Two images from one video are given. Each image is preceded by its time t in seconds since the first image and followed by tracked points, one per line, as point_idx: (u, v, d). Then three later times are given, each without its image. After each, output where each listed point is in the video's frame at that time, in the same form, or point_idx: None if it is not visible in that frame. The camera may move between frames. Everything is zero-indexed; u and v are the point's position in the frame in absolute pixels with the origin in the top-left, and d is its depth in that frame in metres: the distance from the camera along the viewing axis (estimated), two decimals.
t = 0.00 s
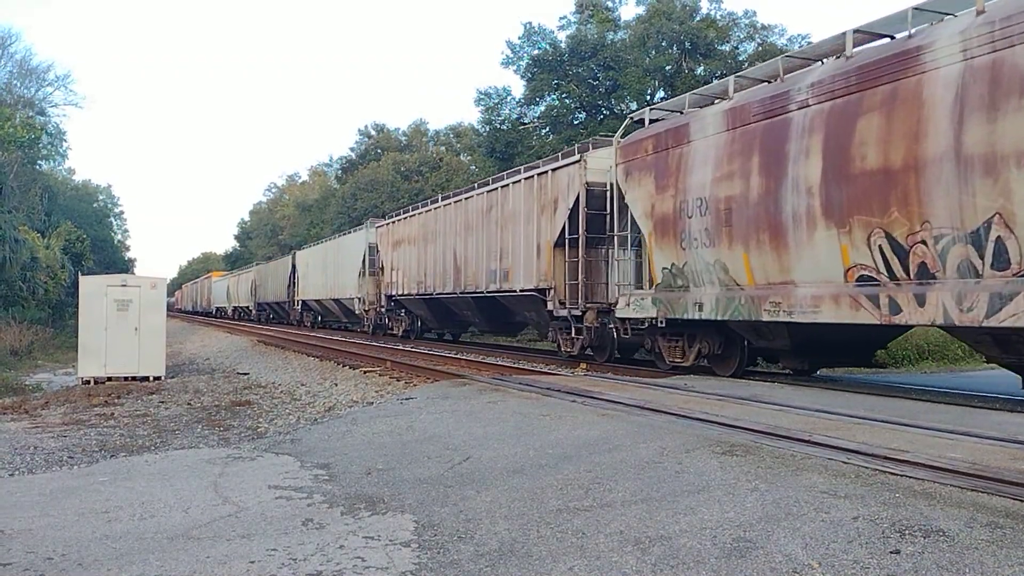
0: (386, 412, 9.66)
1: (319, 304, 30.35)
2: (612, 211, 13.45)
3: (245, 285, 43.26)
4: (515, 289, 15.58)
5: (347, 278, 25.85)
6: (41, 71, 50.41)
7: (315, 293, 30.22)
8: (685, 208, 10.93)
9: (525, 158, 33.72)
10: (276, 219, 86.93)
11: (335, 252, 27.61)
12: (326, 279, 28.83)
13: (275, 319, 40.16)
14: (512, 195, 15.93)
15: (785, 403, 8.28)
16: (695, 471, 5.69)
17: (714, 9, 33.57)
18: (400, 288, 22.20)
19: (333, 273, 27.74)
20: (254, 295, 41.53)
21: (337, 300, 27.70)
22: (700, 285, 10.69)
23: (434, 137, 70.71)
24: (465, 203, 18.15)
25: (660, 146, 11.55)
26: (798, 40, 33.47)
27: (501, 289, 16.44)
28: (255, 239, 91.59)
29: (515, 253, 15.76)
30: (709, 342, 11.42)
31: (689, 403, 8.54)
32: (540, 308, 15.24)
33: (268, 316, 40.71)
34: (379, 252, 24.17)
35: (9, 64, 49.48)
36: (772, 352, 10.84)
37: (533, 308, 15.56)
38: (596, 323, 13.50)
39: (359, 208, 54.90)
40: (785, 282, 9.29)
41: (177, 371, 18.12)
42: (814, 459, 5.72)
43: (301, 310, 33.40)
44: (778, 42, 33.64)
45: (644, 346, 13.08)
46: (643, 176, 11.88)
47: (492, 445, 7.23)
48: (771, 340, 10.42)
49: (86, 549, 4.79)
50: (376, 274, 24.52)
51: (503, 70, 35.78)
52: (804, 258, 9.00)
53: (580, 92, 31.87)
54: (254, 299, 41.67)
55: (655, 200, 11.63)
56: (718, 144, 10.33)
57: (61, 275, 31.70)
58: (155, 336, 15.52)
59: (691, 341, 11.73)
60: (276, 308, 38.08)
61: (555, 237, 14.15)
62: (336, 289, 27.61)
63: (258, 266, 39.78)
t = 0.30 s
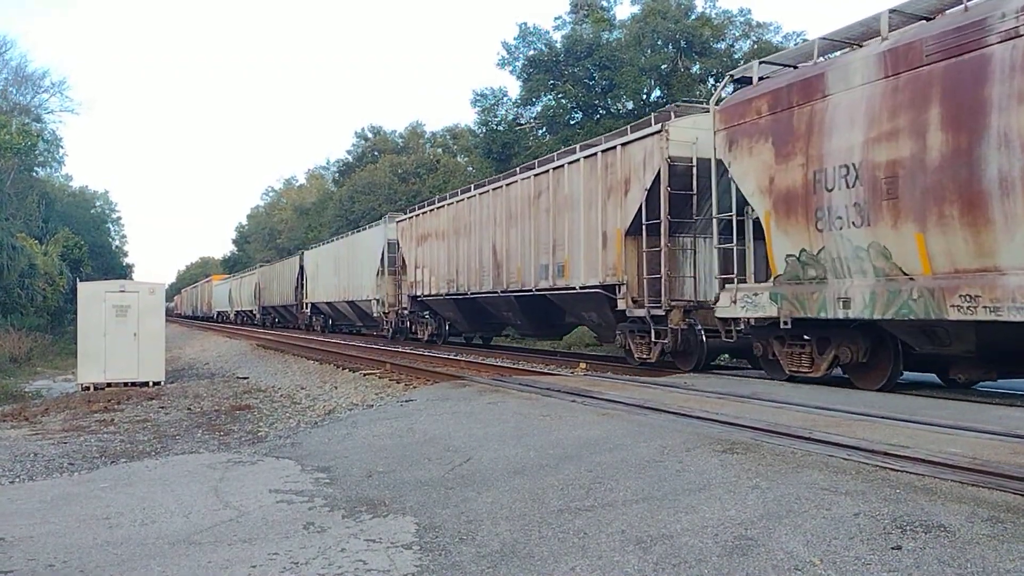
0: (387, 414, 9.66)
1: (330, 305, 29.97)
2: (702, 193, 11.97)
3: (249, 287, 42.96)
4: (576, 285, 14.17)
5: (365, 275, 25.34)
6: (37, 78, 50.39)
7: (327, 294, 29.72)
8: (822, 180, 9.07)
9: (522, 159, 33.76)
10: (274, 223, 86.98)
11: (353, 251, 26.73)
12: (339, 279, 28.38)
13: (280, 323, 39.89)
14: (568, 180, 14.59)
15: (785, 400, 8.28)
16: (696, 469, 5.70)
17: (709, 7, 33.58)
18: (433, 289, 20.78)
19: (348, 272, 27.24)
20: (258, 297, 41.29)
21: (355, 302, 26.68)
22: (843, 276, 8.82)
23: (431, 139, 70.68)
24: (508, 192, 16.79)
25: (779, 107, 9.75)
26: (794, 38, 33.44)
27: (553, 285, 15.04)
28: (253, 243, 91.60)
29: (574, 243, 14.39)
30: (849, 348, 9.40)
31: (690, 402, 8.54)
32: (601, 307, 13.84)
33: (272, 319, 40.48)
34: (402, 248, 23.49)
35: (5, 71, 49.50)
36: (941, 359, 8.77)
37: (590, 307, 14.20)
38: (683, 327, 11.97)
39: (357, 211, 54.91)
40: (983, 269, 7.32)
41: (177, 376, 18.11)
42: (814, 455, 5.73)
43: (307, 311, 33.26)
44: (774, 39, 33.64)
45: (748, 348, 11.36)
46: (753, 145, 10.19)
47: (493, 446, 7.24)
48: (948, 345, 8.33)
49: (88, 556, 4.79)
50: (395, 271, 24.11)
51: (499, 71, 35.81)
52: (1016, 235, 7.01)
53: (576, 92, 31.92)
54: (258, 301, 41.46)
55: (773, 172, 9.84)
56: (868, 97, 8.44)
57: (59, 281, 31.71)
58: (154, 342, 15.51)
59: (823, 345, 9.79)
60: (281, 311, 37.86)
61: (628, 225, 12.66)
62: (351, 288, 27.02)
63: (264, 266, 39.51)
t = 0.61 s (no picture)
0: (382, 426, 9.65)
1: (339, 315, 28.54)
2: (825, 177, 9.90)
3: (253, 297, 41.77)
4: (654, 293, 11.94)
5: (379, 282, 23.40)
6: (33, 89, 50.45)
7: (338, 302, 28.22)
8: None
9: (517, 170, 33.81)
10: (270, 234, 86.99)
11: (368, 256, 24.84)
12: (351, 287, 26.68)
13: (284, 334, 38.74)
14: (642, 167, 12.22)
15: (782, 412, 8.27)
16: (692, 481, 5.69)
17: (703, 20, 33.76)
18: (464, 297, 18.57)
19: (362, 279, 25.51)
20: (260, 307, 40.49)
21: (369, 311, 24.71)
22: None
23: (427, 150, 70.76)
24: (561, 186, 14.61)
25: (967, 58, 7.67)
26: (788, 51, 33.62)
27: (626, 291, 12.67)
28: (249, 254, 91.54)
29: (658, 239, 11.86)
30: None
31: (686, 414, 8.53)
32: (684, 318, 11.63)
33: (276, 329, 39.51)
34: (424, 252, 21.42)
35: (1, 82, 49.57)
36: None
37: (667, 317, 12.05)
38: (809, 341, 9.56)
39: (352, 222, 54.93)
40: None
41: (172, 387, 18.06)
42: (809, 468, 5.72)
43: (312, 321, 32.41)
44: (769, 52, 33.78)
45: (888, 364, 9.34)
46: (919, 111, 8.15)
47: (489, 458, 7.22)
48: None
49: (80, 569, 4.76)
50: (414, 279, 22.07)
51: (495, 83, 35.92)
52: None
53: (572, 104, 32.03)
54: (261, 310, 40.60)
55: (960, 144, 7.70)
56: None
57: (54, 291, 31.67)
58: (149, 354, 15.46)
59: None
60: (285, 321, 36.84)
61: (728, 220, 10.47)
62: (364, 296, 25.26)
63: (269, 274, 38.32)
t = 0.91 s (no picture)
0: (383, 428, 9.64)
1: (356, 317, 26.94)
2: None
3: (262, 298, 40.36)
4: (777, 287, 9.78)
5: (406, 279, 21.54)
6: (33, 91, 50.45)
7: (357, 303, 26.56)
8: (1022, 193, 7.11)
9: (517, 172, 33.83)
10: (270, 236, 87.08)
11: (393, 251, 23.02)
12: (373, 285, 24.86)
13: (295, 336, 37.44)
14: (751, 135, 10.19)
15: (782, 414, 8.26)
16: (693, 483, 5.68)
17: (703, 22, 33.80)
18: (509, 297, 16.34)
19: (385, 277, 23.69)
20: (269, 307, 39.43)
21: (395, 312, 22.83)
22: None
23: (428, 152, 70.78)
24: (642, 162, 12.37)
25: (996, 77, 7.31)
26: (789, 52, 33.65)
27: (737, 283, 10.43)
28: (249, 256, 91.62)
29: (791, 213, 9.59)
30: None
31: (686, 416, 8.52)
32: (819, 315, 9.51)
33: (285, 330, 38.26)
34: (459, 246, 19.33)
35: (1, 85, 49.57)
36: None
37: (794, 317, 9.94)
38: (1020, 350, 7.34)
39: (353, 224, 55.01)
40: None
41: (172, 389, 18.07)
42: (810, 469, 5.71)
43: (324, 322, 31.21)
44: (769, 54, 33.81)
45: None
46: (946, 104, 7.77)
47: (490, 460, 7.21)
48: None
49: (81, 571, 4.75)
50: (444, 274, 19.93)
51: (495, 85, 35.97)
52: None
53: (572, 106, 32.06)
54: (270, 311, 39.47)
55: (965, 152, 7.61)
56: None
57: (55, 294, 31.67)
58: (150, 356, 15.46)
59: None
60: (295, 321, 35.61)
61: (896, 192, 8.27)
62: (387, 296, 23.45)
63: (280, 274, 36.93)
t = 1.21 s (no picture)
0: (383, 423, 9.65)
1: (375, 312, 24.82)
2: None
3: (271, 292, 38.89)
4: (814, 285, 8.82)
5: (437, 270, 19.37)
6: (34, 85, 50.34)
7: (376, 296, 24.48)
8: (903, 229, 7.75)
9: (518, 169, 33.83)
10: (271, 232, 87.12)
11: (421, 239, 20.95)
12: (398, 277, 22.77)
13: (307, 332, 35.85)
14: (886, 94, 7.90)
15: (782, 412, 8.26)
16: (693, 479, 5.69)
17: (705, 20, 33.80)
18: (571, 288, 13.67)
19: (411, 269, 21.57)
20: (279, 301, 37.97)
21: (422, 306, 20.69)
22: None
23: (429, 149, 70.75)
24: (758, 125, 9.67)
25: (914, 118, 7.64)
26: (791, 51, 33.65)
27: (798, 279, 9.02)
28: (250, 252, 91.65)
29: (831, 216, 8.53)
30: None
31: (686, 413, 8.52)
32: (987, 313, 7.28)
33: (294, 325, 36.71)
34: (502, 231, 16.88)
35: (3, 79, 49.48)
36: None
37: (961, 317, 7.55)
38: None
39: (353, 220, 55.02)
40: None
41: (173, 384, 18.08)
42: (811, 466, 5.72)
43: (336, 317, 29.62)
44: (771, 52, 33.79)
45: None
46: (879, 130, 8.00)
47: (490, 455, 7.22)
48: None
49: (83, 563, 4.77)
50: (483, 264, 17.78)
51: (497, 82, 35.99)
52: None
53: (573, 103, 32.12)
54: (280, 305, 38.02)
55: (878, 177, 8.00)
56: None
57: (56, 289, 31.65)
58: (151, 350, 15.47)
59: None
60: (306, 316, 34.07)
61: None
62: (413, 289, 21.31)
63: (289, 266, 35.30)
